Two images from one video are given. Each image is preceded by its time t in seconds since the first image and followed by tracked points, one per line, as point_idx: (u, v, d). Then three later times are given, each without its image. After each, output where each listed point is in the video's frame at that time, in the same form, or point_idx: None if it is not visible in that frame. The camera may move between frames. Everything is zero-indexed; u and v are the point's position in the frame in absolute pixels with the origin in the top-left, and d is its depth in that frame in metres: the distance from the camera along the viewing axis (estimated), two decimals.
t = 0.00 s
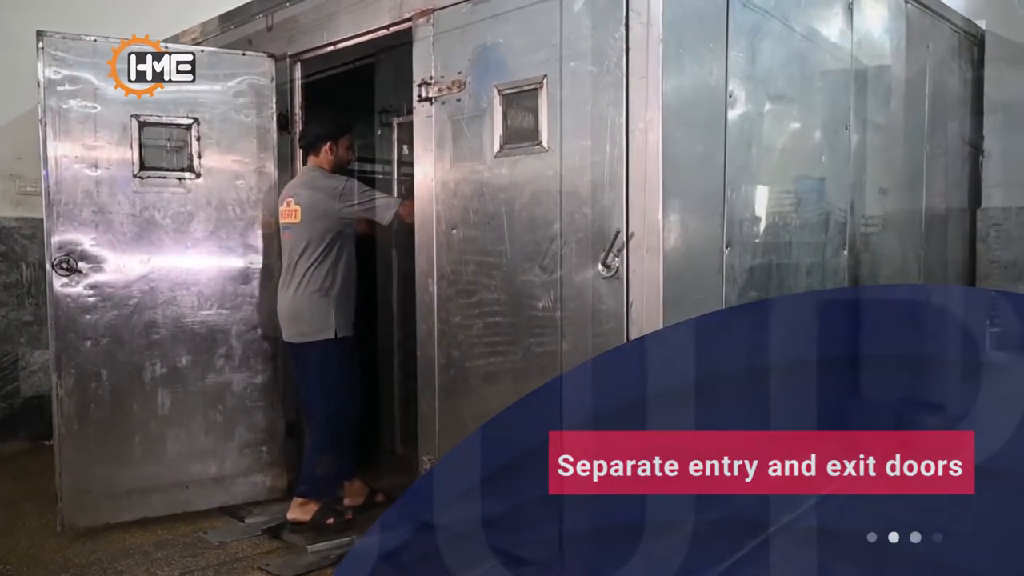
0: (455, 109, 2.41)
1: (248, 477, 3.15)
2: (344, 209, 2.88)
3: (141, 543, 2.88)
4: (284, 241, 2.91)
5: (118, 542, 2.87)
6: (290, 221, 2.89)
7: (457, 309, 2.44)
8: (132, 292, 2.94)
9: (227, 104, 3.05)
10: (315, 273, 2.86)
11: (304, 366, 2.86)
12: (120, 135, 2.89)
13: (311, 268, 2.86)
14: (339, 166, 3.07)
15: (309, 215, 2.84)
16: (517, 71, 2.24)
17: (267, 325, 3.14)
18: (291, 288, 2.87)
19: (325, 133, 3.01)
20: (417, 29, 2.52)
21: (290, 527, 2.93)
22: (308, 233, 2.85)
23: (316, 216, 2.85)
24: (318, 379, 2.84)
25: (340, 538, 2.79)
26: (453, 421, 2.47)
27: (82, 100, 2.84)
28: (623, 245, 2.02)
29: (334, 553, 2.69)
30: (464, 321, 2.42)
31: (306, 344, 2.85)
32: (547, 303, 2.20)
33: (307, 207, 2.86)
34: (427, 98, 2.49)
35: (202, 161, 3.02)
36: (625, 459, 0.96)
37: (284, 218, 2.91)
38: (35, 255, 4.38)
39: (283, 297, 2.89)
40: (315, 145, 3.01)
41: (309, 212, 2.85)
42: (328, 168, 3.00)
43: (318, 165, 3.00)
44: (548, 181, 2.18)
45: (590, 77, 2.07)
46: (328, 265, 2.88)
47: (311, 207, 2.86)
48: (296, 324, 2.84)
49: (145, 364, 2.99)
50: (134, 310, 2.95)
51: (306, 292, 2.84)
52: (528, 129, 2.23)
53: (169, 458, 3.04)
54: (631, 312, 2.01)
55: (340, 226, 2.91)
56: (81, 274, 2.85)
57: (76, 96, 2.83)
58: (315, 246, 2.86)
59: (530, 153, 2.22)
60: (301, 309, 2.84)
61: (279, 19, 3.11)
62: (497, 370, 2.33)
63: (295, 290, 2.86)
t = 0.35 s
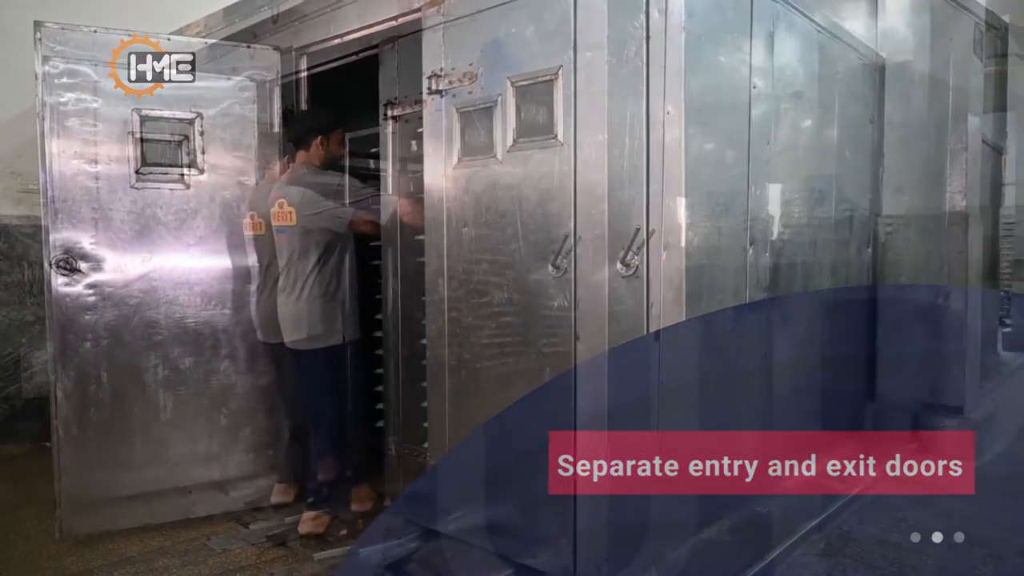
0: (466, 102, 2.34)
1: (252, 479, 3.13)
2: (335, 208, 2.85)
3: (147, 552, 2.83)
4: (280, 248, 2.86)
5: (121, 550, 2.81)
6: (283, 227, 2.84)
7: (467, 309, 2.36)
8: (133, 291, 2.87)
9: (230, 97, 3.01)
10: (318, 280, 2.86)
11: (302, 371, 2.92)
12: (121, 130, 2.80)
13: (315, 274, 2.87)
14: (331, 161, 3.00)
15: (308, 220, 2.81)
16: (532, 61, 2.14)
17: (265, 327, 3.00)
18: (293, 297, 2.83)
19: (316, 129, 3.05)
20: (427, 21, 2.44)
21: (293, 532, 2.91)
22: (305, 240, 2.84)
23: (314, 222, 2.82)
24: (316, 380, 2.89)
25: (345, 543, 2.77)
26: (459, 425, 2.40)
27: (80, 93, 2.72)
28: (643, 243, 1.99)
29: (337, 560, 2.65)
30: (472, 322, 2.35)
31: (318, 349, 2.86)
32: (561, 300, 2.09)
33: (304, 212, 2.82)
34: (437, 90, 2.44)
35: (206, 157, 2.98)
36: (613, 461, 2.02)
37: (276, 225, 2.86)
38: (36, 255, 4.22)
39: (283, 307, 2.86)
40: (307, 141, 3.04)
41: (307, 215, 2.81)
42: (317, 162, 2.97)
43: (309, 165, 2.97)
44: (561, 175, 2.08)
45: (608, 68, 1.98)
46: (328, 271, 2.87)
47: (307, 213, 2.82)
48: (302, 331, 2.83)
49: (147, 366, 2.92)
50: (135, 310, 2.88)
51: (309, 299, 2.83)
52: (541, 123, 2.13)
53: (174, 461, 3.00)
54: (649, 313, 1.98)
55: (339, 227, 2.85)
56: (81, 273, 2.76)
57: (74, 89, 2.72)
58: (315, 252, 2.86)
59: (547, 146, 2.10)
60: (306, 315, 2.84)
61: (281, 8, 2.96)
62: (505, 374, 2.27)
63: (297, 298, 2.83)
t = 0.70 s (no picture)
0: (426, 119, 2.61)
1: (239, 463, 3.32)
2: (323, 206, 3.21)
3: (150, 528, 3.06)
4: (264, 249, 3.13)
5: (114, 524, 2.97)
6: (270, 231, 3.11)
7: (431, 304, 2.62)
8: (131, 290, 3.08)
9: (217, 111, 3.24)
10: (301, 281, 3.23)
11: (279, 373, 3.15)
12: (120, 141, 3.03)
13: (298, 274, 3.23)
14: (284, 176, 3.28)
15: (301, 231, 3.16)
16: (486, 82, 2.39)
17: (256, 329, 3.17)
18: (281, 307, 3.14)
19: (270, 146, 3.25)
20: (391, 46, 2.74)
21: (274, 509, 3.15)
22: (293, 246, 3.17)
23: (297, 221, 3.14)
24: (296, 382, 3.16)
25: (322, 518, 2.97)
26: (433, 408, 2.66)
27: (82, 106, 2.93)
28: (588, 245, 2.13)
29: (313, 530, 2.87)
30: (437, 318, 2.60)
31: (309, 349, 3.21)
32: (512, 292, 2.35)
33: (287, 213, 3.12)
34: (399, 109, 2.70)
35: (195, 169, 3.20)
36: (613, 461, 2.13)
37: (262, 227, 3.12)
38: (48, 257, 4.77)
39: (268, 310, 3.15)
40: (260, 156, 3.25)
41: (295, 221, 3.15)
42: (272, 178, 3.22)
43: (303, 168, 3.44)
44: (515, 185, 2.32)
45: (557, 94, 2.20)
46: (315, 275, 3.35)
47: (291, 213, 3.13)
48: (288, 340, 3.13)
49: (143, 356, 3.13)
50: (134, 308, 3.10)
51: (295, 302, 3.18)
52: (496, 137, 2.38)
53: (167, 445, 3.19)
54: (595, 311, 2.12)
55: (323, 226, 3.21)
56: (82, 272, 2.96)
57: (77, 101, 2.93)
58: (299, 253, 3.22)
59: (499, 157, 2.36)
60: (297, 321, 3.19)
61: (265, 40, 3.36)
62: (469, 363, 2.50)
63: (284, 307, 3.16)
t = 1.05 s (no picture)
0: (439, 111, 2.52)
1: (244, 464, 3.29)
2: (307, 203, 2.74)
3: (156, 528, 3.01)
4: (249, 248, 2.78)
5: (117, 525, 2.93)
6: (254, 227, 2.74)
7: (442, 302, 2.55)
8: (135, 288, 3.02)
9: (223, 107, 3.17)
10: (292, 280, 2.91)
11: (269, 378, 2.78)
12: (123, 137, 2.99)
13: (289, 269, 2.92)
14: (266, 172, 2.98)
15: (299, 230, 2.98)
16: (500, 72, 2.31)
17: (244, 339, 2.81)
18: (274, 311, 2.80)
19: (251, 137, 2.88)
20: (402, 36, 2.65)
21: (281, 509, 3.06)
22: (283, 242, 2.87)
23: (280, 221, 2.73)
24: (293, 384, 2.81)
25: (327, 522, 2.88)
26: (446, 409, 2.57)
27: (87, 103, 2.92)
28: (608, 240, 2.04)
29: (322, 536, 2.76)
30: (449, 317, 2.52)
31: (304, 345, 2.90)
32: (526, 288, 2.27)
33: (269, 211, 2.72)
34: (412, 101, 2.62)
35: (201, 165, 3.14)
36: (623, 461, 2.04)
37: (241, 227, 2.76)
38: (51, 256, 4.78)
39: (256, 317, 2.79)
40: (240, 148, 2.89)
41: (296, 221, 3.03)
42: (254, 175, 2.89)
43: (297, 169, 3.38)
44: (530, 179, 2.24)
45: (579, 83, 2.10)
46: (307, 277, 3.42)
47: (272, 212, 2.72)
48: (289, 342, 2.80)
49: (146, 356, 3.06)
50: (138, 307, 3.04)
51: (290, 304, 2.86)
52: (512, 129, 2.30)
53: (171, 445, 3.13)
54: (615, 307, 2.03)
55: (308, 226, 2.74)
56: (85, 270, 2.92)
57: (81, 97, 2.90)
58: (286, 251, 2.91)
59: (514, 150, 2.27)
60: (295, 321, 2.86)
61: (271, 33, 3.28)
62: (482, 362, 2.43)
63: (279, 309, 2.82)
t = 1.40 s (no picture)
0: (455, 102, 2.44)
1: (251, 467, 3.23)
2: (289, 195, 2.56)
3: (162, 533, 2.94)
4: (220, 245, 2.57)
5: (122, 529, 2.85)
6: (229, 222, 2.56)
7: (457, 301, 2.47)
8: (140, 287, 2.95)
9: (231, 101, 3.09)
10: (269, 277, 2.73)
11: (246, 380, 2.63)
12: (129, 132, 2.92)
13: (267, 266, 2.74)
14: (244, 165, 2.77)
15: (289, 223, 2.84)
16: (520, 61, 2.22)
17: (219, 342, 2.62)
18: (248, 313, 2.62)
19: (231, 127, 2.67)
20: (417, 26, 2.57)
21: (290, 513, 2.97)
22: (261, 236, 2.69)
23: (259, 216, 2.55)
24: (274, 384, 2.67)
25: (338, 527, 2.79)
26: (463, 411, 2.48)
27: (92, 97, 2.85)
28: (635, 235, 1.95)
29: (333, 543, 2.66)
30: (465, 315, 2.44)
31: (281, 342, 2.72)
32: (546, 284, 2.18)
33: (246, 204, 2.53)
34: (427, 93, 2.54)
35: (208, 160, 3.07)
36: (651, 466, 1.95)
37: (215, 219, 2.56)
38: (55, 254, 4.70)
39: (231, 319, 2.60)
40: (218, 137, 2.67)
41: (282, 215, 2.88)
42: (231, 168, 2.69)
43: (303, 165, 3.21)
44: (552, 172, 2.15)
45: (605, 74, 2.01)
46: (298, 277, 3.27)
47: (252, 205, 2.54)
48: (263, 343, 2.63)
49: (151, 356, 2.98)
50: (143, 306, 2.96)
51: (266, 303, 2.68)
52: (532, 120, 2.21)
53: (176, 448, 3.05)
54: (642, 306, 1.94)
55: (289, 221, 2.58)
56: (90, 268, 2.85)
57: (86, 90, 2.84)
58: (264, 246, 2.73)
59: (535, 142, 2.19)
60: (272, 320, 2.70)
61: (280, 25, 3.20)
62: (499, 362, 2.34)
63: (255, 310, 2.64)
